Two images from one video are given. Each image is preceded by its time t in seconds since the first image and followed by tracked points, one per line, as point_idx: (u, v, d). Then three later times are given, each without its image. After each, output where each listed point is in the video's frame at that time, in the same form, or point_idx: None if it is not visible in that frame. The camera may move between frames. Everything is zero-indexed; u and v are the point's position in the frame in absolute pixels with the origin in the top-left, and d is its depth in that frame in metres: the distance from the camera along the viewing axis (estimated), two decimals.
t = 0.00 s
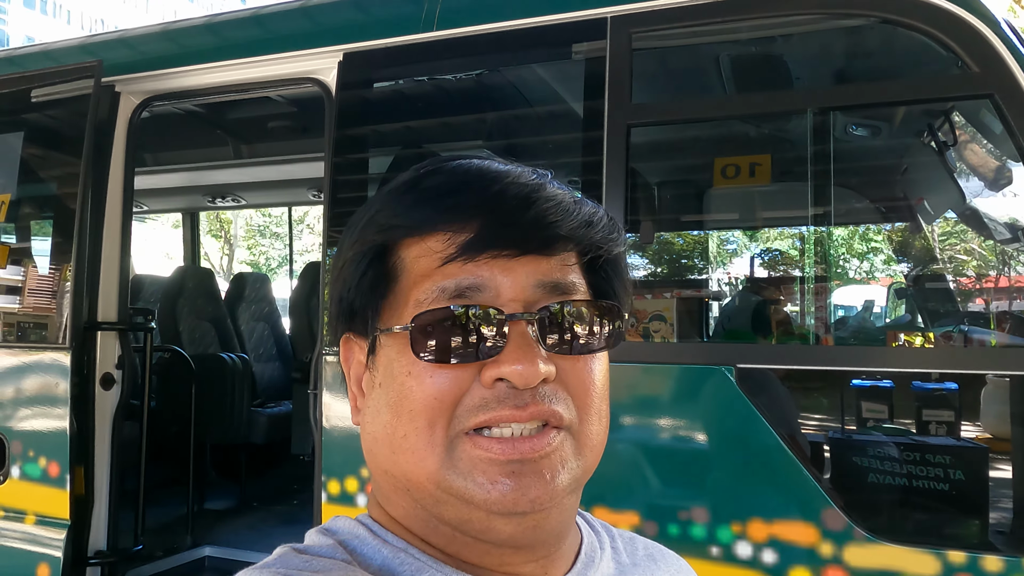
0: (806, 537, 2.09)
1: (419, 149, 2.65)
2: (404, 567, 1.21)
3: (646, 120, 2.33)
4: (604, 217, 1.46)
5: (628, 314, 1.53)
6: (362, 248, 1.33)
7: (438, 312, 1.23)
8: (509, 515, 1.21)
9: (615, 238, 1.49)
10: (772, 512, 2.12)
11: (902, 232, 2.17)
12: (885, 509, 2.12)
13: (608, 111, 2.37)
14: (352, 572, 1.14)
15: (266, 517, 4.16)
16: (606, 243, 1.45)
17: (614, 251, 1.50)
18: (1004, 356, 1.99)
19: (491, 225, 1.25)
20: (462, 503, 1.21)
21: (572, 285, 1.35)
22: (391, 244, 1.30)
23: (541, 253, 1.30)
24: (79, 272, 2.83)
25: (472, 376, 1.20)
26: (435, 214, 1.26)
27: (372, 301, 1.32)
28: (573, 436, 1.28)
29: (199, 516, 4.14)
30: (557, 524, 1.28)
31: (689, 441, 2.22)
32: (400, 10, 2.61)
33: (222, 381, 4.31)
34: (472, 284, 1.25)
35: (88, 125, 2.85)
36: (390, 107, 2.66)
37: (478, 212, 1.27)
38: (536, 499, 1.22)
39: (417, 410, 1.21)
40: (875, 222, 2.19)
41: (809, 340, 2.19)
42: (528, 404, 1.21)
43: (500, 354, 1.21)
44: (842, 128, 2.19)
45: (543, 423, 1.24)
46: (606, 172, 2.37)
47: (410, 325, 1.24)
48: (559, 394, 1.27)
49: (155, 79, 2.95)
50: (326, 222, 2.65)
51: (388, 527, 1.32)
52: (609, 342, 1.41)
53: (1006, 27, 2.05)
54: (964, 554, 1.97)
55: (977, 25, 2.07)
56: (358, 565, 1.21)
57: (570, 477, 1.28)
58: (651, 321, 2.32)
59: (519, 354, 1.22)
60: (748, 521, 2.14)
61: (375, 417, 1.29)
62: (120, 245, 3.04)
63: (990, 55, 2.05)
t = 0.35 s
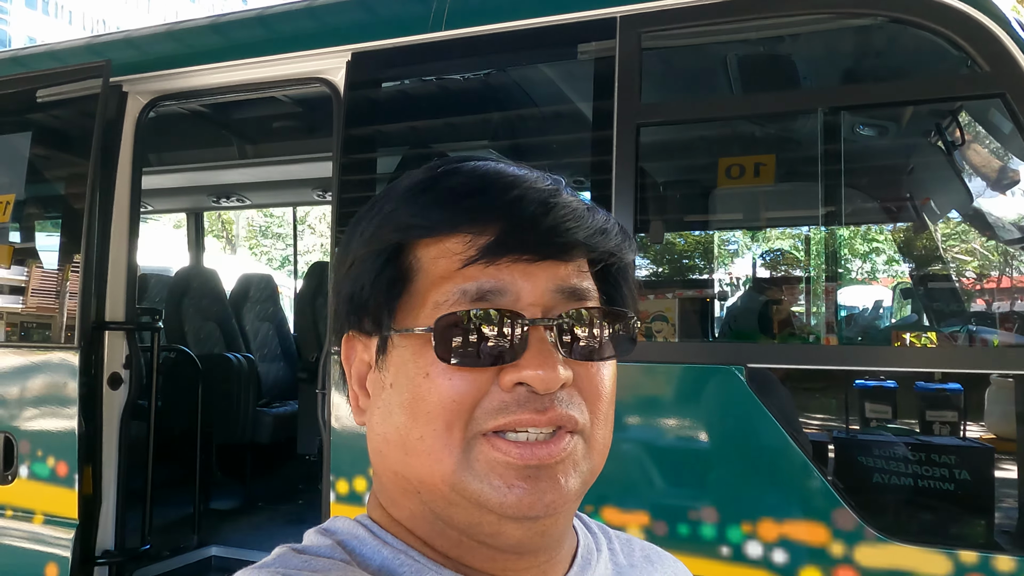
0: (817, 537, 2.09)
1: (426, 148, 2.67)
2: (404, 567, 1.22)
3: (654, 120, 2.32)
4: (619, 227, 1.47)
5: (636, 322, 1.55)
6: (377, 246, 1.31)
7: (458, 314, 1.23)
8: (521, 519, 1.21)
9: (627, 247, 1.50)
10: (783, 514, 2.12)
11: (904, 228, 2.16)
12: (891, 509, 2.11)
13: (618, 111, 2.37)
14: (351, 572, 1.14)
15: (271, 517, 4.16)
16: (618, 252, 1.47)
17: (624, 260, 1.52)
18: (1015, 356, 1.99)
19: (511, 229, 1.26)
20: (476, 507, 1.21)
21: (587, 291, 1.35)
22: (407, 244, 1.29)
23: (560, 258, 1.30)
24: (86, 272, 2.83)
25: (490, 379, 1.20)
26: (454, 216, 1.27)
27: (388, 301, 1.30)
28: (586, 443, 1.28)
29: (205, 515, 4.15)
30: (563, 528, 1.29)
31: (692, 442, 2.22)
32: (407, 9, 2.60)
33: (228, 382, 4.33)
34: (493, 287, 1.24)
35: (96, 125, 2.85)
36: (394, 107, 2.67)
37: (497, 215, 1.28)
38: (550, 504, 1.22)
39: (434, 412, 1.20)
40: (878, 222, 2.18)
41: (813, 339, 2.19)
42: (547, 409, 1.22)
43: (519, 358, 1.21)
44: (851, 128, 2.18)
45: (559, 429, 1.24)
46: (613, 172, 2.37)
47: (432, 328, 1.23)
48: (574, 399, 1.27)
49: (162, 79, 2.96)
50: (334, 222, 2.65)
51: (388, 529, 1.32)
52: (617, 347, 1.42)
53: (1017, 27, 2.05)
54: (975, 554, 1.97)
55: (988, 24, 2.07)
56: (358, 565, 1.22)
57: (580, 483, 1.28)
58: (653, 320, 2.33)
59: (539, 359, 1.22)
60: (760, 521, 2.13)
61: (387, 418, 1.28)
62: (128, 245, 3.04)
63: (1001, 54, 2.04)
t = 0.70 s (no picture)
0: (819, 537, 2.08)
1: (429, 149, 2.69)
2: (400, 564, 1.22)
3: (655, 119, 2.32)
4: (616, 228, 1.48)
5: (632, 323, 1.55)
6: (380, 243, 1.28)
7: (467, 314, 1.22)
8: (527, 516, 1.21)
9: (623, 249, 1.51)
10: (784, 513, 2.11)
11: (905, 228, 2.16)
12: (891, 509, 2.12)
13: (619, 111, 2.37)
14: (344, 570, 1.15)
15: (272, 517, 4.16)
16: (616, 252, 1.48)
17: (620, 260, 1.52)
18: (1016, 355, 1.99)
19: (520, 229, 1.26)
20: (481, 504, 1.21)
21: (587, 290, 1.36)
22: (413, 241, 1.27)
23: (564, 258, 1.31)
24: (87, 272, 2.83)
25: (498, 377, 1.20)
26: (464, 214, 1.26)
27: (394, 299, 1.28)
28: (589, 441, 1.29)
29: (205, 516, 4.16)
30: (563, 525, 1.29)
31: (692, 441, 2.22)
32: (408, 9, 2.60)
33: (228, 381, 4.33)
34: (503, 286, 1.24)
35: (97, 125, 2.85)
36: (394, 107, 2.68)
37: (505, 214, 1.27)
38: (555, 500, 1.22)
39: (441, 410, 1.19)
40: (878, 222, 2.18)
41: (813, 339, 2.19)
42: (553, 407, 1.22)
43: (527, 357, 1.22)
44: (852, 128, 2.18)
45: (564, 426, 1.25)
46: (614, 172, 2.38)
47: (443, 328, 1.22)
48: (579, 397, 1.28)
49: (163, 79, 2.96)
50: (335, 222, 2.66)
51: (386, 526, 1.32)
52: (613, 345, 1.42)
53: (1019, 26, 2.05)
54: (977, 554, 1.97)
55: (990, 23, 2.06)
56: (352, 563, 1.22)
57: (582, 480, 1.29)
58: (654, 321, 2.33)
59: (547, 358, 1.23)
60: (762, 521, 2.13)
61: (389, 415, 1.26)
62: (128, 244, 3.04)
63: (1003, 54, 2.04)
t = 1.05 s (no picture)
0: (814, 537, 2.08)
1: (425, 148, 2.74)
2: (400, 560, 1.21)
3: (652, 120, 2.32)
4: (606, 218, 1.48)
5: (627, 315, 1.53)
6: (368, 242, 1.30)
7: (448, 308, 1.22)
8: (512, 516, 1.21)
9: (616, 240, 1.50)
10: (778, 513, 2.12)
11: (904, 229, 2.16)
12: (888, 509, 2.12)
13: (615, 111, 2.37)
14: (345, 567, 1.14)
15: (268, 518, 4.15)
16: (607, 245, 1.46)
17: (614, 252, 1.51)
18: (1006, 356, 1.99)
19: (501, 223, 1.26)
20: (467, 500, 1.21)
21: (576, 283, 1.35)
22: (399, 239, 1.28)
23: (548, 251, 1.30)
24: (83, 273, 2.83)
25: (480, 372, 1.20)
26: (445, 210, 1.27)
27: (379, 296, 1.29)
28: (577, 435, 1.28)
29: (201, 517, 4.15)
30: (555, 522, 1.28)
31: (689, 442, 2.21)
32: (404, 8, 2.60)
33: (225, 382, 4.32)
34: (483, 280, 1.25)
35: (92, 125, 2.85)
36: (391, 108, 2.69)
37: (487, 210, 1.28)
38: (540, 498, 1.21)
39: (425, 405, 1.20)
40: (876, 222, 2.18)
41: (811, 340, 2.19)
42: (536, 400, 1.21)
43: (507, 350, 1.21)
44: (847, 128, 2.18)
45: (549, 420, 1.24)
46: (610, 172, 2.38)
47: (422, 322, 1.23)
48: (564, 390, 1.27)
49: (159, 79, 2.96)
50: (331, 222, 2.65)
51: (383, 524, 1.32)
52: (609, 340, 1.40)
53: (1014, 28, 2.05)
54: (971, 554, 1.96)
55: (985, 25, 2.07)
56: (354, 559, 1.22)
57: (571, 475, 1.27)
58: (652, 321, 2.32)
59: (529, 349, 1.22)
60: (756, 522, 2.13)
61: (379, 411, 1.28)
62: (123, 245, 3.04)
63: (998, 55, 2.05)
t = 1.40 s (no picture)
0: (801, 539, 2.08)
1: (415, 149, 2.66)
2: (413, 561, 1.21)
3: (642, 119, 2.33)
4: (627, 224, 1.46)
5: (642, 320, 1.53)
6: (387, 242, 1.29)
7: (468, 312, 1.21)
8: (529, 514, 1.20)
9: (635, 243, 1.49)
10: (767, 514, 2.12)
11: (898, 231, 2.15)
12: (882, 512, 2.10)
13: (605, 111, 2.37)
14: (358, 567, 1.13)
15: (258, 520, 4.13)
16: (626, 250, 1.45)
17: (631, 257, 1.51)
18: (994, 356, 2.01)
19: (522, 227, 1.24)
20: (484, 501, 1.20)
21: (594, 288, 1.34)
22: (418, 240, 1.27)
23: (569, 255, 1.29)
24: (70, 273, 2.82)
25: (500, 374, 1.19)
26: (466, 213, 1.25)
27: (399, 298, 1.28)
28: (594, 440, 1.28)
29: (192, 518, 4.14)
30: (570, 523, 1.28)
31: (684, 443, 2.21)
32: (396, 8, 2.60)
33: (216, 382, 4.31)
34: (504, 284, 1.23)
35: (80, 124, 2.84)
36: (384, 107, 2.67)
37: (507, 212, 1.26)
38: (557, 498, 1.21)
39: (444, 405, 1.19)
40: (869, 223, 2.18)
41: (804, 342, 2.19)
42: (556, 404, 1.21)
43: (528, 354, 1.21)
44: (839, 129, 2.18)
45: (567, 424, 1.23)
46: (600, 172, 2.37)
47: (444, 326, 1.22)
48: (582, 394, 1.26)
49: (149, 78, 2.94)
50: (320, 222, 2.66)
51: (396, 522, 1.31)
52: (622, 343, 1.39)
53: (1003, 28, 2.06)
54: (960, 557, 1.98)
55: (974, 24, 2.07)
56: (367, 558, 1.22)
57: (586, 477, 1.27)
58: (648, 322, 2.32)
59: (549, 355, 1.22)
60: (745, 523, 2.13)
61: (396, 411, 1.26)
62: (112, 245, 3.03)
63: (987, 55, 2.05)
